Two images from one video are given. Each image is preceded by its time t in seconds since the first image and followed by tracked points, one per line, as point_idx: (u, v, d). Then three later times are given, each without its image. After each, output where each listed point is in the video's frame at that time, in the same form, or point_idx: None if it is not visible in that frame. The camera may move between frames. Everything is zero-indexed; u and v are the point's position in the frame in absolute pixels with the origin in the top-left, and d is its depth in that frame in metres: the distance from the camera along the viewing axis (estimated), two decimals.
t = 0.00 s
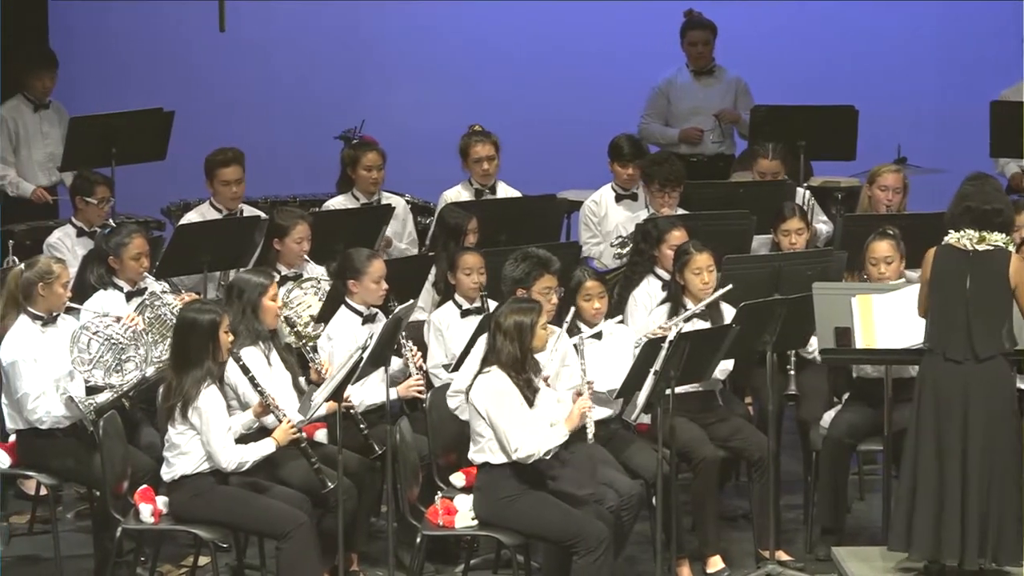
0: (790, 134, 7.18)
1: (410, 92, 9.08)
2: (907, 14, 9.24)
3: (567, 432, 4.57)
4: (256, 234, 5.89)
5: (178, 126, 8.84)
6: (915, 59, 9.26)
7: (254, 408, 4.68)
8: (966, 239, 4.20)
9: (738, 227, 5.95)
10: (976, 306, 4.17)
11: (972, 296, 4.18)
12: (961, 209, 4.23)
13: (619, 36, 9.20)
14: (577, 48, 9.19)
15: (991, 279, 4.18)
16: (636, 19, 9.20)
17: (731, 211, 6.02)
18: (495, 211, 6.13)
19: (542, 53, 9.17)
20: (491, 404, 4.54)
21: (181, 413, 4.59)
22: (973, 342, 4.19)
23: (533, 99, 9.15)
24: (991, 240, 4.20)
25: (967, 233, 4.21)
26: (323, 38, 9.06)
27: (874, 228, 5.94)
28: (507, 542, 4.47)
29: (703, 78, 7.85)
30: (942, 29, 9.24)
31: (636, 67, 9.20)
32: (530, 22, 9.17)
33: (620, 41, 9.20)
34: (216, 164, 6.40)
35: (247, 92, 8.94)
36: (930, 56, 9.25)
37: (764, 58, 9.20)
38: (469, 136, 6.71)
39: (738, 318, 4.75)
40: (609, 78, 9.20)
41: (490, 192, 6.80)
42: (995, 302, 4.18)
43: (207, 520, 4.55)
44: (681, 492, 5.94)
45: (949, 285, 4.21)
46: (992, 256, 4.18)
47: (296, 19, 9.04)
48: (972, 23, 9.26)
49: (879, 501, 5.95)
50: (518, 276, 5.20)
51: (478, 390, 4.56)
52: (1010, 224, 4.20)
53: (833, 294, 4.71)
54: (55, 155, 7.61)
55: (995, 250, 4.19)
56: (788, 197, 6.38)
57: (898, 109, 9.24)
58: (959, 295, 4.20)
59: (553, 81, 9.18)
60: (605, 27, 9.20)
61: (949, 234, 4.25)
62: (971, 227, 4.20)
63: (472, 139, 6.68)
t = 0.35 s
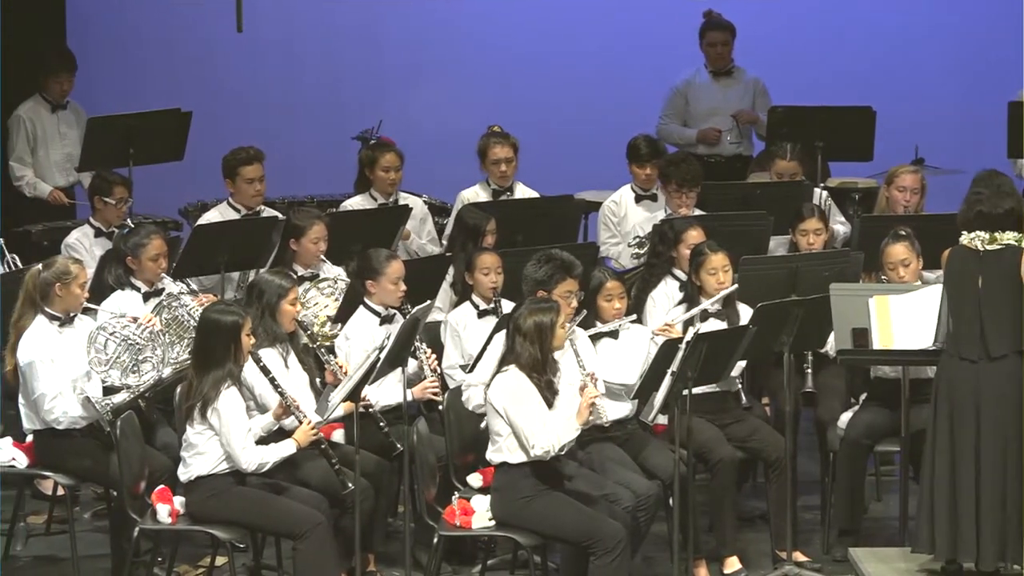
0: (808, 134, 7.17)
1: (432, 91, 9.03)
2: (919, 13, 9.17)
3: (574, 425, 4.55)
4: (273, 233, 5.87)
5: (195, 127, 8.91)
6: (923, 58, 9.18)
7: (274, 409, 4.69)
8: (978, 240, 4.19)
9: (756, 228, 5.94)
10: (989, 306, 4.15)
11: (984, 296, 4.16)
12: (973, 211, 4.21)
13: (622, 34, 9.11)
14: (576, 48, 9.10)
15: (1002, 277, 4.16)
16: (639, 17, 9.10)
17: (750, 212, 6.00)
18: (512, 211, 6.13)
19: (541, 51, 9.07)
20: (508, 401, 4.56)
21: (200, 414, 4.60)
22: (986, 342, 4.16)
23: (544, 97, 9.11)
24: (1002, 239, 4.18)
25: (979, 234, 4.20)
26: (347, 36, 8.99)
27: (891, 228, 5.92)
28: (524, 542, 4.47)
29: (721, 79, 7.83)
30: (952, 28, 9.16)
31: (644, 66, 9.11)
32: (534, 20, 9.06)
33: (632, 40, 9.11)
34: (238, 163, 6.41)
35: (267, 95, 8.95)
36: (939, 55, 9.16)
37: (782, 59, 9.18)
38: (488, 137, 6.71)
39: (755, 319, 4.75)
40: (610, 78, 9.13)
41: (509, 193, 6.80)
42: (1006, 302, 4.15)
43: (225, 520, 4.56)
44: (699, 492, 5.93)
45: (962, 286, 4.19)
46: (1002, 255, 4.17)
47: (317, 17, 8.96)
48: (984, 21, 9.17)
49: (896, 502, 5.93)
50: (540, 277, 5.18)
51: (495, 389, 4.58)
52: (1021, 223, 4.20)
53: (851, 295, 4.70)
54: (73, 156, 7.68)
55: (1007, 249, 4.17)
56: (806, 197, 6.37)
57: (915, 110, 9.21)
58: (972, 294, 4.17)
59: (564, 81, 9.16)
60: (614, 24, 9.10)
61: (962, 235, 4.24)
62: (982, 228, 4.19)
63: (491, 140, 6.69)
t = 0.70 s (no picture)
0: (820, 133, 7.16)
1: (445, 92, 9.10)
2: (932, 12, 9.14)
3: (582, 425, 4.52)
4: (284, 232, 5.90)
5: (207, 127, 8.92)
6: (926, 62, 9.21)
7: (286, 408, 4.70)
8: (991, 242, 4.17)
9: (768, 227, 5.93)
10: (1000, 307, 4.13)
11: (996, 297, 4.14)
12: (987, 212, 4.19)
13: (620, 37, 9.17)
14: (576, 48, 9.15)
15: (1015, 279, 4.14)
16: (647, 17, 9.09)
17: (762, 211, 5.99)
18: (523, 209, 6.13)
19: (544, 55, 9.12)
20: (519, 399, 4.56)
21: (211, 414, 4.60)
22: (997, 342, 4.15)
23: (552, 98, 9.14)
24: (1015, 242, 4.16)
25: (992, 236, 4.17)
26: (359, 38, 9.05)
27: (902, 227, 5.91)
28: (535, 542, 4.47)
29: (734, 78, 7.82)
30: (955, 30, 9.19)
31: (648, 68, 9.18)
32: (535, 23, 9.12)
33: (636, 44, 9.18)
34: (252, 162, 6.41)
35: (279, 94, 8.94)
36: (948, 55, 9.16)
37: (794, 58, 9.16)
38: (502, 136, 6.71)
39: (767, 318, 4.74)
40: (617, 78, 9.17)
41: (522, 192, 6.79)
42: (1018, 302, 4.13)
43: (236, 520, 4.56)
44: (711, 492, 5.92)
45: (973, 287, 4.17)
46: (1015, 257, 4.15)
47: (328, 19, 9.00)
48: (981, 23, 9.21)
49: (908, 501, 5.92)
50: (549, 277, 5.18)
51: (507, 388, 4.58)
52: None
53: (863, 294, 4.69)
54: (84, 155, 7.69)
55: (1020, 251, 4.15)
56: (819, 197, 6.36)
57: (927, 109, 9.19)
58: (983, 295, 4.16)
59: (575, 80, 9.16)
60: (615, 28, 9.16)
61: (975, 237, 4.21)
62: (995, 231, 4.16)
63: (506, 138, 6.68)
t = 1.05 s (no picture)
0: (838, 134, 7.14)
1: (467, 88, 9.03)
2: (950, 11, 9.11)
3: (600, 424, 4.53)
4: (302, 232, 5.90)
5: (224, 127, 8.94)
6: (947, 59, 9.11)
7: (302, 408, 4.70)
8: (1013, 243, 4.07)
9: (787, 228, 5.91)
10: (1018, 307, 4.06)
11: (1014, 297, 4.08)
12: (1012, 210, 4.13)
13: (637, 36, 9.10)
14: (605, 47, 9.08)
15: None
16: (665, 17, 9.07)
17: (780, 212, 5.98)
18: (541, 210, 6.13)
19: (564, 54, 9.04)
20: (538, 399, 4.56)
21: (227, 413, 4.61)
22: (1015, 342, 4.10)
23: (570, 95, 9.08)
24: None
25: (1015, 238, 4.06)
26: (379, 37, 8.98)
27: (921, 227, 5.90)
28: (552, 542, 4.46)
29: (752, 79, 7.81)
30: (974, 28, 9.11)
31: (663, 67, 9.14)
32: (551, 21, 9.03)
33: (658, 40, 9.08)
34: (270, 164, 6.42)
35: (299, 93, 8.97)
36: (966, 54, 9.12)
37: (812, 58, 9.14)
38: (523, 136, 6.71)
39: (785, 318, 4.72)
40: (640, 76, 9.11)
41: (541, 193, 6.80)
42: None
43: (254, 520, 4.57)
44: (728, 492, 5.91)
45: (992, 286, 4.10)
46: None
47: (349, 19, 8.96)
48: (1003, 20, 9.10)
49: (926, 502, 5.91)
50: (563, 279, 5.17)
51: (525, 388, 4.57)
52: None
53: (881, 295, 4.68)
54: (101, 155, 7.71)
55: None
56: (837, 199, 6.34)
57: (945, 109, 9.16)
58: (1002, 295, 4.09)
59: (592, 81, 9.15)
60: (637, 26, 9.07)
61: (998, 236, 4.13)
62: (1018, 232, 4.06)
63: (526, 139, 6.68)
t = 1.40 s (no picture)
0: (857, 135, 7.13)
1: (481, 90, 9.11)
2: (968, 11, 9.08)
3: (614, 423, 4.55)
4: (321, 233, 5.90)
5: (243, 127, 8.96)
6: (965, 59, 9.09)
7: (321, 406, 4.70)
8: None
9: (805, 228, 5.90)
10: None
11: None
12: None
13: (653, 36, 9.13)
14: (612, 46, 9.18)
15: None
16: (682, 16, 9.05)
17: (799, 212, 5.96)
18: (560, 211, 6.13)
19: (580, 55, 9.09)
20: (557, 398, 4.55)
21: (246, 413, 4.62)
22: None
23: (582, 95, 9.13)
24: None
25: None
26: (394, 39, 9.08)
27: (940, 227, 5.88)
28: (571, 542, 4.46)
29: (771, 79, 7.80)
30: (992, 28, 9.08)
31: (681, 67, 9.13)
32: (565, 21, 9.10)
33: (660, 40, 9.20)
34: (287, 169, 6.42)
35: (317, 94, 8.98)
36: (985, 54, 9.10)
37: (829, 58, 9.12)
38: (543, 135, 6.70)
39: (804, 317, 4.71)
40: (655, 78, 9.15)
41: (561, 193, 6.79)
42: None
43: (273, 519, 4.57)
44: (747, 493, 5.90)
45: (1011, 282, 4.06)
46: None
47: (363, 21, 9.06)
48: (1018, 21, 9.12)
49: (945, 502, 5.89)
50: (578, 281, 5.18)
51: (543, 387, 4.57)
52: None
53: (900, 295, 4.67)
54: (120, 155, 7.73)
55: None
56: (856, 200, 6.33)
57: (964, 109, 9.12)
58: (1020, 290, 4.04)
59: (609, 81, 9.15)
60: (636, 26, 9.19)
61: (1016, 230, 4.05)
62: None
63: (547, 139, 6.68)
